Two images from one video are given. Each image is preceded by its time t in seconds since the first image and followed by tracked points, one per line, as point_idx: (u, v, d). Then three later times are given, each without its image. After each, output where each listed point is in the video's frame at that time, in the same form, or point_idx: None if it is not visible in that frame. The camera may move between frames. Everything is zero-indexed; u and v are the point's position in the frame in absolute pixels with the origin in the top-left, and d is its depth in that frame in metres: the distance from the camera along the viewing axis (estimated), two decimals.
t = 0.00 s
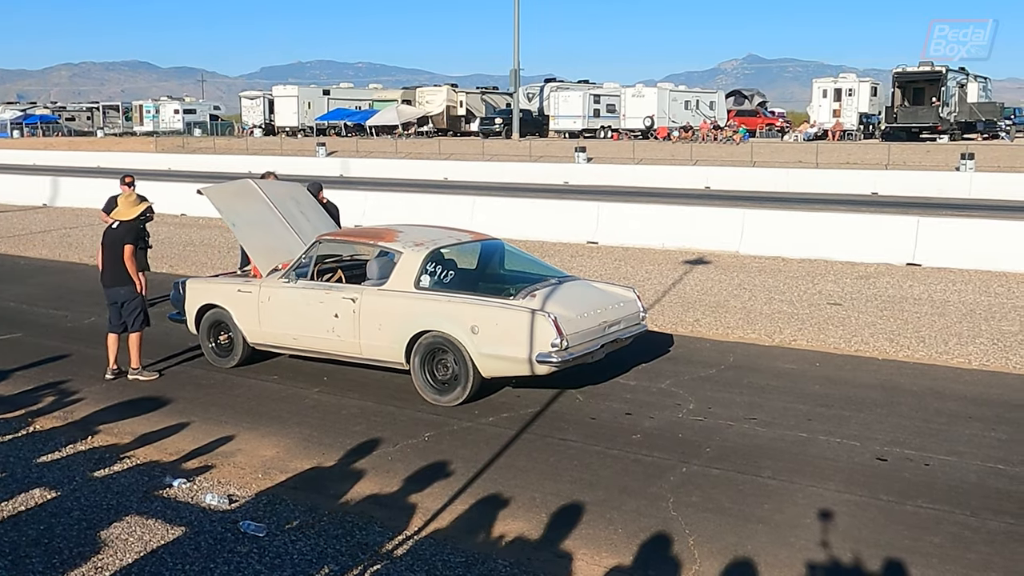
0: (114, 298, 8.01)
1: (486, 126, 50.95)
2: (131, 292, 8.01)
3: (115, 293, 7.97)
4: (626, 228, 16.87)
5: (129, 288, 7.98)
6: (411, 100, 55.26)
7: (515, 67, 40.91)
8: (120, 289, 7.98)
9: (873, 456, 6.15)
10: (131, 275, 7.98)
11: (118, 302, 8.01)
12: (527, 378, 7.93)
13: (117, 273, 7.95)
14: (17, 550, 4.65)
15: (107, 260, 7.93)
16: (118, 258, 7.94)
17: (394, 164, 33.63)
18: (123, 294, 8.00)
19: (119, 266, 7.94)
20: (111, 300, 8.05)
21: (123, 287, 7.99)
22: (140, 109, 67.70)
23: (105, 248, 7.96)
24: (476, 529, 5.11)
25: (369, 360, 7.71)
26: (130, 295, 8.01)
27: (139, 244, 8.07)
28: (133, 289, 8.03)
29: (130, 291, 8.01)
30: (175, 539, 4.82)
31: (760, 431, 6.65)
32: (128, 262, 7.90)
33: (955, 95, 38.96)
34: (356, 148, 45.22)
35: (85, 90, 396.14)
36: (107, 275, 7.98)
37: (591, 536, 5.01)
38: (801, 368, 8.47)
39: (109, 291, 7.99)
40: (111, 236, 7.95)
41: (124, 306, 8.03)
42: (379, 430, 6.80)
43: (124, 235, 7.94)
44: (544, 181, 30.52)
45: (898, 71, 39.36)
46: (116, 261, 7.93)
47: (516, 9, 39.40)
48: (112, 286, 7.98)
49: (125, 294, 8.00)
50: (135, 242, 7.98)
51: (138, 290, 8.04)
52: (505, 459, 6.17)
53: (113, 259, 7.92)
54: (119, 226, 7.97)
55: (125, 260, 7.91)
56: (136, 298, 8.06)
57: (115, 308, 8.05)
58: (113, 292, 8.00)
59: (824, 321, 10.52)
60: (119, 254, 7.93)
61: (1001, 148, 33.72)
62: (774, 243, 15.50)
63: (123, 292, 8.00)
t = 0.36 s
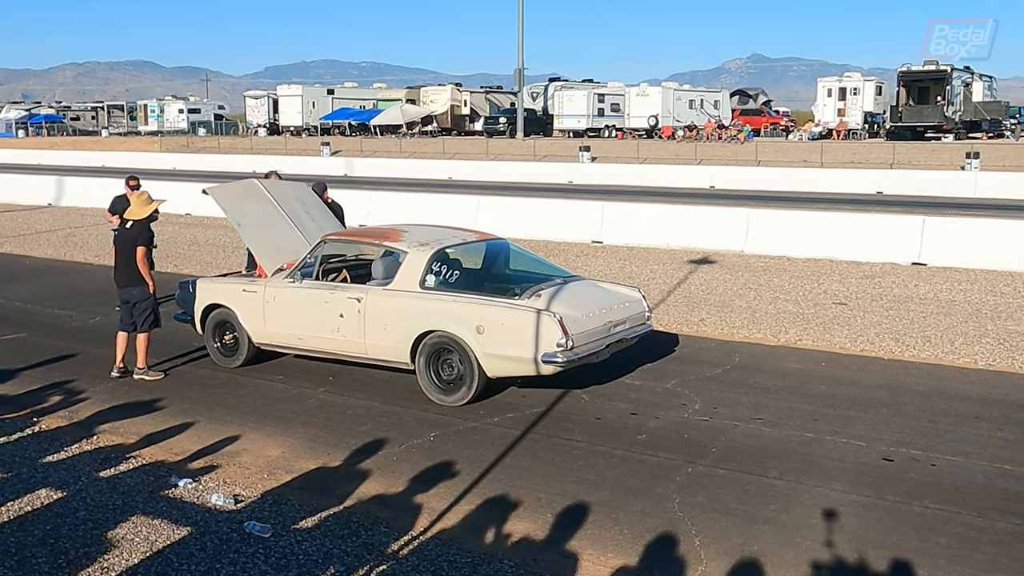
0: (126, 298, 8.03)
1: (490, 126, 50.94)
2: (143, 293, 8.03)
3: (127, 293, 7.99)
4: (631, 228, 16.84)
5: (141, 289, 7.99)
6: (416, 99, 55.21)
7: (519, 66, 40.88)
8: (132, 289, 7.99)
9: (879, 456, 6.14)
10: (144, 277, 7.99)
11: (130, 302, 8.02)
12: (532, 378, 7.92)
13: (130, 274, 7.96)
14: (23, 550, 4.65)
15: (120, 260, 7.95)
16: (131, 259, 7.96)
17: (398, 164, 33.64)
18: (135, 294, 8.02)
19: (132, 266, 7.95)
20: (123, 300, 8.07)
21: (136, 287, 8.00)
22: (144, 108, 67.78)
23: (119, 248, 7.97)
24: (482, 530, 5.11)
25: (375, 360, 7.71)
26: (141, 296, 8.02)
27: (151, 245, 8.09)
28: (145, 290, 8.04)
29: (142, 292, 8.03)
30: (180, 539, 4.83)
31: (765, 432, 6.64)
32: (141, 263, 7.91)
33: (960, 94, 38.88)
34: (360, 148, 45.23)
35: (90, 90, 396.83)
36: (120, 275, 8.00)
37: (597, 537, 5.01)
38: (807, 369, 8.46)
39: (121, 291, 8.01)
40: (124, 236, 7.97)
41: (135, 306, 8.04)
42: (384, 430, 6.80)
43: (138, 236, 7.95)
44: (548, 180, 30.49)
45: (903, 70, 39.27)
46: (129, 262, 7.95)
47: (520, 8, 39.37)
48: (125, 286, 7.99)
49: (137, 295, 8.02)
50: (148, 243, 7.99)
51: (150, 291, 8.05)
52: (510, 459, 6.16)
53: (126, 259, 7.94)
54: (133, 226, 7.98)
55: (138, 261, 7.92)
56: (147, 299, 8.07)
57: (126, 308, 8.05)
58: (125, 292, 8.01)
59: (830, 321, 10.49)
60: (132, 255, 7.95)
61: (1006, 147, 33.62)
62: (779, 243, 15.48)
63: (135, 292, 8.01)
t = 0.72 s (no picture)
0: (137, 298, 8.03)
1: (495, 125, 50.95)
2: (154, 294, 8.03)
3: (139, 293, 7.99)
4: (638, 226, 16.80)
5: (152, 291, 8.00)
6: (421, 98, 55.20)
7: (524, 65, 40.88)
8: (144, 290, 7.99)
9: (887, 456, 6.13)
10: (156, 279, 8.00)
11: (141, 302, 8.02)
12: (539, 378, 7.92)
13: (143, 275, 7.96)
14: (31, 550, 4.66)
15: (134, 260, 7.95)
16: (144, 260, 7.95)
17: (404, 163, 33.65)
18: (147, 295, 8.02)
19: (145, 268, 7.95)
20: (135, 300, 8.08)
21: (148, 288, 8.00)
22: (150, 108, 67.88)
23: (133, 248, 7.97)
24: (489, 530, 5.11)
25: (381, 359, 7.71)
26: (153, 297, 8.03)
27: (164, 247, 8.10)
28: (157, 292, 8.05)
29: (154, 293, 8.03)
30: (188, 538, 4.83)
31: (772, 431, 6.63)
32: (155, 266, 7.92)
33: (966, 92, 38.78)
34: (365, 147, 45.25)
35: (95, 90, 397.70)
36: (132, 275, 7.99)
37: (604, 536, 5.01)
38: (814, 368, 8.44)
39: (133, 291, 8.01)
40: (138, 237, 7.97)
41: (146, 306, 8.04)
42: (391, 429, 6.80)
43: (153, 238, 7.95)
44: (554, 179, 30.47)
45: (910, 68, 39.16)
46: (143, 264, 7.95)
47: (526, 7, 39.33)
48: (137, 286, 7.99)
49: (149, 295, 8.02)
50: (162, 246, 7.99)
51: (162, 293, 8.06)
52: (517, 458, 6.16)
53: (139, 261, 7.93)
54: (148, 228, 7.98)
55: (151, 263, 7.92)
56: (158, 300, 8.07)
57: (138, 307, 8.06)
58: (137, 292, 8.02)
59: (836, 320, 10.46)
60: (146, 257, 7.95)
61: (1013, 145, 33.52)
62: (785, 241, 15.45)
63: (146, 293, 8.01)
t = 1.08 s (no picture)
0: (144, 296, 8.04)
1: (500, 125, 50.93)
2: (161, 293, 8.05)
3: (145, 292, 8.00)
4: (643, 226, 16.79)
5: (159, 289, 8.01)
6: (425, 98, 55.22)
7: (529, 65, 40.88)
8: (150, 289, 8.01)
9: (893, 455, 6.11)
10: (163, 277, 8.01)
11: (147, 301, 8.04)
12: (545, 378, 7.91)
13: (149, 274, 7.98)
14: (37, 550, 4.67)
15: (139, 259, 7.96)
16: (150, 260, 7.97)
17: (409, 163, 33.66)
18: (153, 294, 8.04)
19: (151, 267, 7.97)
20: (141, 299, 8.09)
21: (154, 287, 8.02)
22: (155, 108, 67.99)
23: (138, 248, 7.99)
24: (495, 530, 5.11)
25: (386, 359, 7.71)
26: (159, 295, 8.04)
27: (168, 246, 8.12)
28: (163, 290, 8.06)
29: (160, 292, 8.05)
30: (193, 538, 4.84)
31: (778, 431, 6.61)
32: (161, 265, 7.93)
33: (972, 91, 38.69)
34: (370, 147, 45.27)
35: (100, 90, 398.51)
36: (137, 274, 8.00)
37: (610, 536, 5.00)
38: (820, 367, 8.42)
39: (139, 290, 8.02)
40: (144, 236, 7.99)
41: (152, 306, 8.06)
42: (396, 429, 6.80)
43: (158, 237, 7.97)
44: (559, 179, 30.47)
45: (915, 67, 39.09)
46: (148, 262, 7.96)
47: (530, 6, 39.32)
48: (143, 286, 8.00)
49: (155, 294, 8.04)
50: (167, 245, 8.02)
51: (168, 291, 8.08)
52: (522, 458, 6.16)
53: (145, 259, 7.95)
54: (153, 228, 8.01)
55: (157, 262, 7.93)
56: (164, 299, 8.09)
57: (144, 307, 8.08)
58: (143, 292, 8.03)
59: (842, 320, 10.44)
60: (152, 255, 7.96)
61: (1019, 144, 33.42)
62: (790, 241, 15.43)
63: (153, 292, 8.03)
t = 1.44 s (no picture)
0: (146, 296, 8.06)
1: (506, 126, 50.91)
2: (162, 291, 8.06)
3: (148, 290, 8.02)
4: (649, 226, 16.78)
5: (160, 288, 8.02)
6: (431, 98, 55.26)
7: (535, 65, 40.88)
8: (152, 288, 8.02)
9: (899, 456, 6.10)
10: (163, 275, 8.03)
11: (150, 300, 8.05)
12: (550, 378, 7.92)
13: (149, 272, 8.00)
14: (44, 549, 4.68)
15: (140, 258, 7.99)
16: (150, 258, 7.99)
17: (415, 163, 33.69)
18: (155, 293, 8.05)
19: (152, 264, 7.99)
20: (144, 298, 8.10)
21: (155, 285, 8.03)
22: (162, 108, 68.18)
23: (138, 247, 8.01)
24: (500, 530, 5.11)
25: (392, 359, 7.72)
26: (161, 294, 8.06)
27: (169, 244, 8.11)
28: (165, 288, 8.07)
29: (162, 290, 8.05)
30: (199, 538, 4.85)
31: (784, 431, 6.61)
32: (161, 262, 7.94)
33: (979, 92, 38.57)
34: (376, 147, 45.32)
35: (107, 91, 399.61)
36: (140, 273, 8.04)
37: (616, 536, 5.00)
38: (826, 368, 8.41)
39: (142, 289, 8.04)
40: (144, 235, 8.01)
41: (155, 304, 8.08)
42: (401, 429, 6.81)
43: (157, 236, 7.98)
44: (565, 179, 30.46)
45: (921, 68, 38.99)
46: (148, 261, 7.99)
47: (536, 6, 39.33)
48: (145, 285, 8.02)
49: (157, 293, 8.05)
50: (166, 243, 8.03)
51: (169, 289, 8.09)
52: (528, 458, 6.17)
53: (145, 257, 7.97)
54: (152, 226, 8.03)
55: (156, 259, 7.95)
56: (166, 297, 8.10)
57: (148, 306, 8.09)
58: (145, 291, 8.05)
59: (849, 320, 10.43)
60: (151, 253, 7.98)
61: None
62: (796, 241, 15.41)
63: (155, 290, 8.04)
